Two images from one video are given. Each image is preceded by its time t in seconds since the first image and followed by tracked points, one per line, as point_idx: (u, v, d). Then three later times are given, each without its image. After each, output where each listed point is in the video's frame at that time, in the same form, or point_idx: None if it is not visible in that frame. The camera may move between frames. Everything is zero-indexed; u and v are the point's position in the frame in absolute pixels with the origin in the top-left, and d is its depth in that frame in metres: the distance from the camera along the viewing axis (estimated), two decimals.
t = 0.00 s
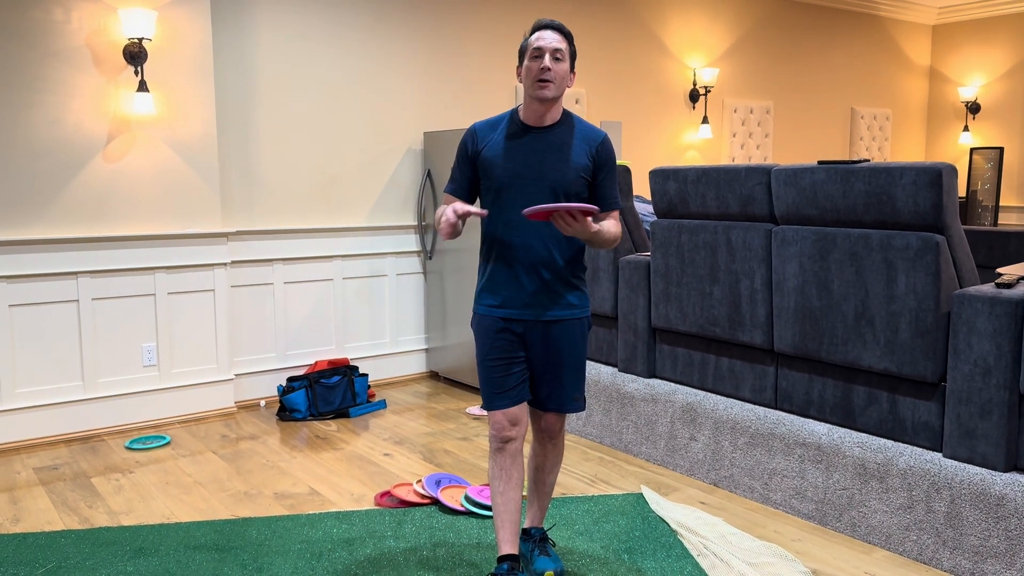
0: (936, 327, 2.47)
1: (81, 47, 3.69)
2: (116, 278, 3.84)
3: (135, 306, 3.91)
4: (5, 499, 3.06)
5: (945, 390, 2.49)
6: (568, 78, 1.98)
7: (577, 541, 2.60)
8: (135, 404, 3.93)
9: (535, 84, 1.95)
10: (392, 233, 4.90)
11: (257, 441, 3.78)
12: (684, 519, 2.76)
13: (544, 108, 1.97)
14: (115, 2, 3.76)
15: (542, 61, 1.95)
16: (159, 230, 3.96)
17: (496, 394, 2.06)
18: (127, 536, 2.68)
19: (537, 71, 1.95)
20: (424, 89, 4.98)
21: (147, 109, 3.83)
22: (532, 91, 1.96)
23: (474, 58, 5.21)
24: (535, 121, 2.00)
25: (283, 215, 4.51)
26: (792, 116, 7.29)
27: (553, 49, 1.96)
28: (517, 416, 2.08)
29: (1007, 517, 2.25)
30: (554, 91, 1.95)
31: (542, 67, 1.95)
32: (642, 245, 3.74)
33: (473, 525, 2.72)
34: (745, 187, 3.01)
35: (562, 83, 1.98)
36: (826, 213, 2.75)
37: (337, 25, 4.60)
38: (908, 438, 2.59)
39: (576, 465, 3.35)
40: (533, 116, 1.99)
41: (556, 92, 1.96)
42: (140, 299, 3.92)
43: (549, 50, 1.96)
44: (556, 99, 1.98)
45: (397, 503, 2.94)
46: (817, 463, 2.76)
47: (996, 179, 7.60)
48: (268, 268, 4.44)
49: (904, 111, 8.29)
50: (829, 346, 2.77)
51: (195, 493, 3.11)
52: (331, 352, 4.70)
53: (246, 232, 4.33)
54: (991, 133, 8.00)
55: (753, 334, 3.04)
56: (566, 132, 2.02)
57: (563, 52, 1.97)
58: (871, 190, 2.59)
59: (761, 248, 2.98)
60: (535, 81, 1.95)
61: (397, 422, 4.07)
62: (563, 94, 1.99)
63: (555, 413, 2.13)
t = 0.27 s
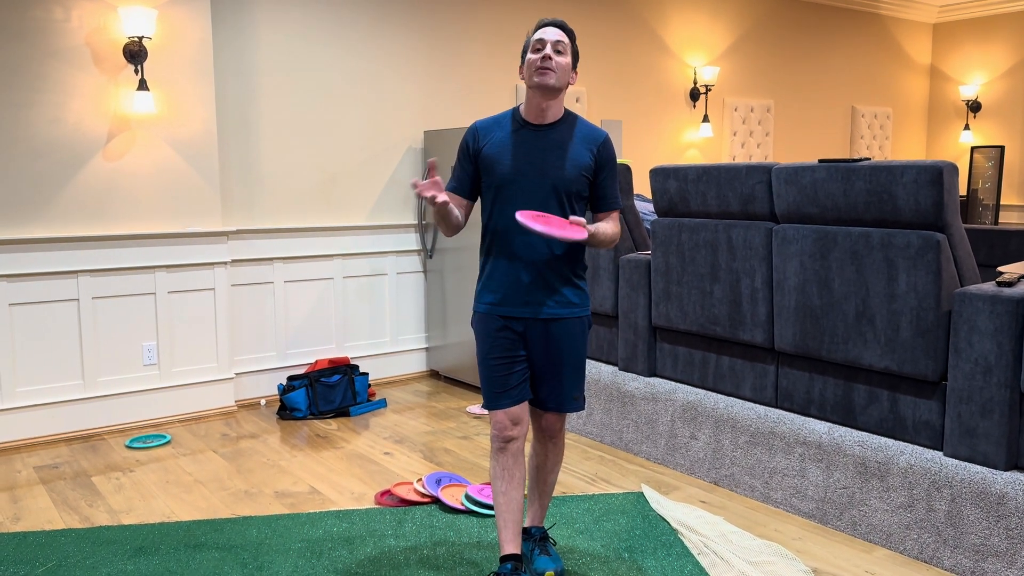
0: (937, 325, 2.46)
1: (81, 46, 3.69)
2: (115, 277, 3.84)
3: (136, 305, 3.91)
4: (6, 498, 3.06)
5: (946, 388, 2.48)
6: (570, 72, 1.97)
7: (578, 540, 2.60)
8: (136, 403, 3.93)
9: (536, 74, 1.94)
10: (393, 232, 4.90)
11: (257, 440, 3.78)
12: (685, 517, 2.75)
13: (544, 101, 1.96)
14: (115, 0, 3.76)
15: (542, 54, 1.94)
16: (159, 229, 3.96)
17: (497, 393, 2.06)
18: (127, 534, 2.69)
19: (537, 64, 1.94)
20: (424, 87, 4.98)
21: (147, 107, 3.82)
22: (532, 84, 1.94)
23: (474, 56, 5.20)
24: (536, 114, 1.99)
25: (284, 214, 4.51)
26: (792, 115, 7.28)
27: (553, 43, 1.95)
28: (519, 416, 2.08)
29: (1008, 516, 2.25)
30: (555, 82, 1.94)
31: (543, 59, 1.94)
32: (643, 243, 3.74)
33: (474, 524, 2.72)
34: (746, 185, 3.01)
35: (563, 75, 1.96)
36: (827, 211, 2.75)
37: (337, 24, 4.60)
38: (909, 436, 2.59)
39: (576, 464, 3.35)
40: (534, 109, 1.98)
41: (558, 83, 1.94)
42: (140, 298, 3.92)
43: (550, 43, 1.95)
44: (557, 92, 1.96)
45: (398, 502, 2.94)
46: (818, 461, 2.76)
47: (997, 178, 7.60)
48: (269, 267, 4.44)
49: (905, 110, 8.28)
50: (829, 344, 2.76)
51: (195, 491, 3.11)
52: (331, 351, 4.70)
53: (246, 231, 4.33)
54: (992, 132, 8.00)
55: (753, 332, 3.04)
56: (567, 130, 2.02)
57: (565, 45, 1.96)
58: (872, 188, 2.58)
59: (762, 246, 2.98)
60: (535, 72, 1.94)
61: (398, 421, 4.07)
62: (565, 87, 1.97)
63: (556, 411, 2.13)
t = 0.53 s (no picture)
0: (937, 324, 2.46)
1: (80, 45, 3.68)
2: (114, 276, 3.84)
3: (136, 304, 3.91)
4: (5, 497, 3.06)
5: (946, 387, 2.48)
6: (566, 69, 1.96)
7: (578, 539, 2.60)
8: (135, 402, 3.93)
9: (531, 74, 1.94)
10: (393, 231, 4.90)
11: (257, 439, 3.78)
12: (684, 516, 2.75)
13: (541, 101, 1.96)
14: None
15: (535, 53, 1.94)
16: (158, 228, 3.95)
17: (496, 392, 2.06)
18: (127, 533, 2.68)
19: (531, 64, 1.94)
20: (424, 86, 4.98)
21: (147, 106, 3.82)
22: (528, 84, 1.95)
23: (474, 55, 5.20)
24: (535, 115, 1.99)
25: (283, 213, 4.51)
26: (792, 114, 7.28)
27: (547, 42, 1.95)
28: (518, 415, 2.08)
29: (1007, 515, 2.25)
30: (550, 80, 1.93)
31: (536, 59, 1.94)
32: (642, 242, 3.73)
33: (473, 523, 2.72)
34: (746, 184, 3.01)
35: (559, 74, 1.96)
36: (827, 210, 2.75)
37: (337, 22, 4.60)
38: (908, 435, 2.59)
39: (576, 463, 3.35)
40: (532, 109, 1.98)
41: (553, 82, 1.94)
42: (139, 297, 3.92)
43: (544, 43, 1.95)
44: (554, 90, 1.96)
45: (397, 501, 2.94)
46: (817, 460, 2.76)
47: (996, 177, 7.61)
48: (268, 266, 4.44)
49: (905, 108, 8.28)
50: (829, 343, 2.76)
51: (195, 490, 3.11)
52: (330, 350, 4.70)
53: (246, 230, 4.33)
54: (991, 131, 8.00)
55: (753, 331, 3.03)
56: (567, 130, 2.02)
57: (559, 43, 1.95)
58: (872, 187, 2.58)
59: (761, 245, 2.98)
60: (530, 73, 1.94)
61: (397, 420, 4.07)
62: (561, 85, 1.97)
63: (556, 410, 2.13)
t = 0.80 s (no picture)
0: (936, 322, 2.46)
1: (79, 44, 3.68)
2: (114, 275, 3.84)
3: (135, 303, 3.90)
4: (4, 497, 3.05)
5: (945, 386, 2.48)
6: (566, 71, 1.96)
7: (577, 538, 2.60)
8: (135, 402, 3.93)
9: (532, 76, 1.95)
10: (392, 230, 4.89)
11: (256, 438, 3.78)
12: (684, 515, 2.75)
13: (543, 102, 1.96)
14: None
15: (536, 56, 1.95)
16: (157, 227, 3.95)
17: (497, 390, 2.06)
18: (126, 533, 2.68)
19: (533, 66, 1.95)
20: (423, 85, 4.98)
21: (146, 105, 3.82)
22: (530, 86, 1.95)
23: (473, 54, 5.20)
24: (538, 116, 1.99)
25: (283, 212, 4.50)
26: (792, 112, 7.28)
27: (548, 43, 1.95)
28: (519, 413, 2.07)
29: (1006, 513, 2.25)
30: (550, 83, 1.94)
31: (538, 61, 1.94)
32: (642, 242, 3.73)
33: (473, 522, 2.72)
34: (745, 183, 3.01)
35: (560, 76, 1.96)
36: (826, 209, 2.75)
37: (336, 21, 4.59)
38: (907, 434, 2.59)
39: (575, 462, 3.35)
40: (534, 110, 1.98)
41: (554, 84, 1.94)
42: (138, 296, 3.91)
43: (545, 45, 1.96)
44: (556, 92, 1.96)
45: (397, 500, 2.94)
46: (817, 459, 2.76)
47: (996, 176, 7.62)
48: (268, 265, 4.44)
49: (905, 107, 8.27)
50: (828, 342, 2.76)
51: (194, 490, 3.10)
52: (330, 349, 4.70)
53: (245, 229, 4.33)
54: (991, 129, 8.00)
55: (752, 330, 3.04)
56: (570, 131, 2.02)
57: (559, 44, 1.96)
58: (871, 186, 2.58)
59: (761, 244, 2.98)
60: (531, 75, 1.95)
61: (397, 419, 4.07)
62: (562, 86, 1.97)
63: (557, 408, 2.13)
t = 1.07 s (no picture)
0: (934, 321, 2.46)
1: (77, 43, 3.68)
2: (113, 275, 3.83)
3: (133, 302, 3.90)
4: (3, 496, 3.05)
5: (944, 385, 2.49)
6: (573, 75, 1.95)
7: (576, 537, 2.60)
8: (133, 401, 3.93)
9: (540, 82, 1.93)
10: (391, 229, 4.89)
11: (255, 437, 3.78)
12: (683, 514, 2.75)
13: (550, 107, 1.96)
14: None
15: (544, 60, 1.92)
16: (156, 226, 3.95)
17: (496, 387, 2.06)
18: (125, 532, 2.68)
19: (541, 71, 1.93)
20: (422, 84, 4.97)
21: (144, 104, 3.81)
22: (537, 91, 1.94)
23: (472, 53, 5.19)
24: (543, 119, 1.98)
25: (281, 211, 4.50)
26: (791, 111, 7.28)
27: (556, 47, 1.92)
28: (517, 411, 2.07)
29: (1005, 512, 2.25)
30: (559, 89, 1.93)
31: (546, 67, 1.92)
32: (641, 240, 3.73)
33: (471, 521, 2.72)
34: (744, 182, 3.01)
35: (567, 81, 1.95)
36: (825, 208, 2.75)
37: (334, 20, 4.59)
38: (906, 433, 2.59)
39: (574, 461, 3.35)
40: (539, 114, 1.98)
41: (561, 90, 1.94)
42: (137, 295, 3.91)
43: (553, 49, 1.93)
44: (562, 97, 1.96)
45: (395, 499, 2.94)
46: (816, 458, 2.76)
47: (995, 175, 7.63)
48: (266, 264, 4.43)
49: (903, 105, 8.28)
50: (827, 340, 2.76)
51: (193, 489, 3.10)
52: (329, 348, 4.69)
53: (244, 228, 4.33)
54: (990, 128, 8.00)
55: (751, 329, 3.04)
56: (572, 131, 2.02)
57: (567, 48, 1.93)
58: (870, 184, 2.58)
59: (760, 243, 2.98)
60: (538, 80, 1.93)
61: (396, 418, 4.07)
62: (569, 90, 1.96)
63: (556, 407, 2.13)
